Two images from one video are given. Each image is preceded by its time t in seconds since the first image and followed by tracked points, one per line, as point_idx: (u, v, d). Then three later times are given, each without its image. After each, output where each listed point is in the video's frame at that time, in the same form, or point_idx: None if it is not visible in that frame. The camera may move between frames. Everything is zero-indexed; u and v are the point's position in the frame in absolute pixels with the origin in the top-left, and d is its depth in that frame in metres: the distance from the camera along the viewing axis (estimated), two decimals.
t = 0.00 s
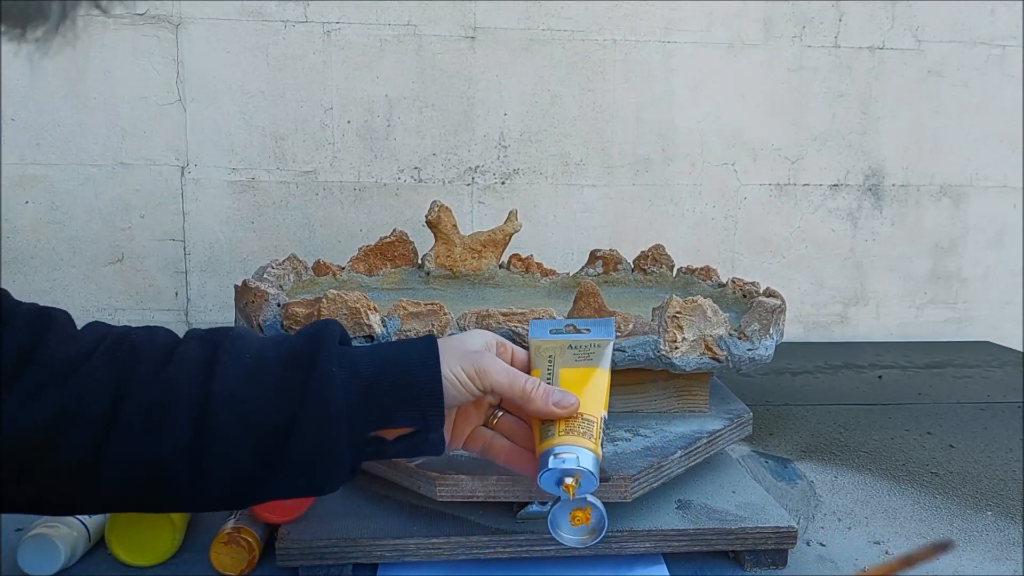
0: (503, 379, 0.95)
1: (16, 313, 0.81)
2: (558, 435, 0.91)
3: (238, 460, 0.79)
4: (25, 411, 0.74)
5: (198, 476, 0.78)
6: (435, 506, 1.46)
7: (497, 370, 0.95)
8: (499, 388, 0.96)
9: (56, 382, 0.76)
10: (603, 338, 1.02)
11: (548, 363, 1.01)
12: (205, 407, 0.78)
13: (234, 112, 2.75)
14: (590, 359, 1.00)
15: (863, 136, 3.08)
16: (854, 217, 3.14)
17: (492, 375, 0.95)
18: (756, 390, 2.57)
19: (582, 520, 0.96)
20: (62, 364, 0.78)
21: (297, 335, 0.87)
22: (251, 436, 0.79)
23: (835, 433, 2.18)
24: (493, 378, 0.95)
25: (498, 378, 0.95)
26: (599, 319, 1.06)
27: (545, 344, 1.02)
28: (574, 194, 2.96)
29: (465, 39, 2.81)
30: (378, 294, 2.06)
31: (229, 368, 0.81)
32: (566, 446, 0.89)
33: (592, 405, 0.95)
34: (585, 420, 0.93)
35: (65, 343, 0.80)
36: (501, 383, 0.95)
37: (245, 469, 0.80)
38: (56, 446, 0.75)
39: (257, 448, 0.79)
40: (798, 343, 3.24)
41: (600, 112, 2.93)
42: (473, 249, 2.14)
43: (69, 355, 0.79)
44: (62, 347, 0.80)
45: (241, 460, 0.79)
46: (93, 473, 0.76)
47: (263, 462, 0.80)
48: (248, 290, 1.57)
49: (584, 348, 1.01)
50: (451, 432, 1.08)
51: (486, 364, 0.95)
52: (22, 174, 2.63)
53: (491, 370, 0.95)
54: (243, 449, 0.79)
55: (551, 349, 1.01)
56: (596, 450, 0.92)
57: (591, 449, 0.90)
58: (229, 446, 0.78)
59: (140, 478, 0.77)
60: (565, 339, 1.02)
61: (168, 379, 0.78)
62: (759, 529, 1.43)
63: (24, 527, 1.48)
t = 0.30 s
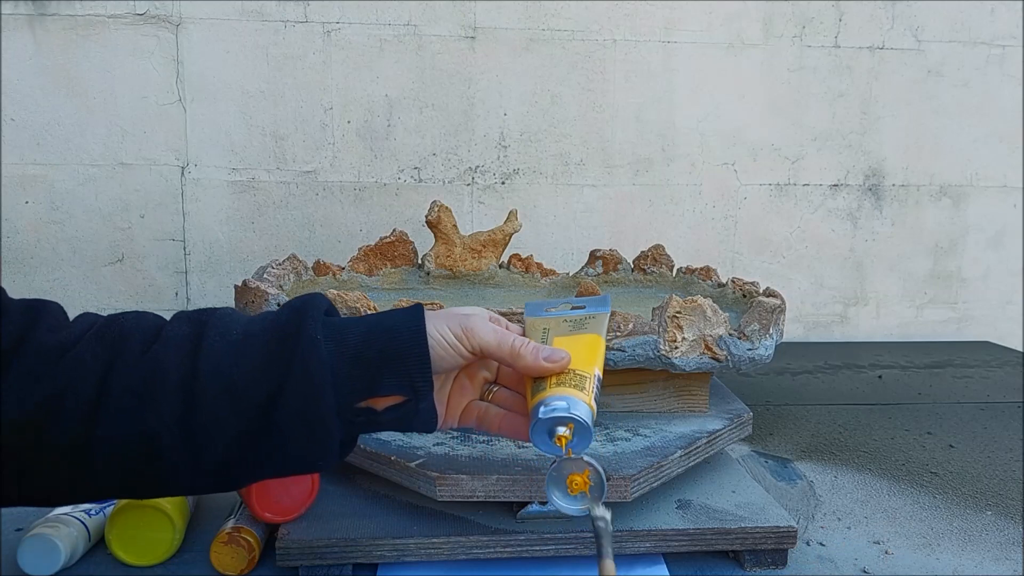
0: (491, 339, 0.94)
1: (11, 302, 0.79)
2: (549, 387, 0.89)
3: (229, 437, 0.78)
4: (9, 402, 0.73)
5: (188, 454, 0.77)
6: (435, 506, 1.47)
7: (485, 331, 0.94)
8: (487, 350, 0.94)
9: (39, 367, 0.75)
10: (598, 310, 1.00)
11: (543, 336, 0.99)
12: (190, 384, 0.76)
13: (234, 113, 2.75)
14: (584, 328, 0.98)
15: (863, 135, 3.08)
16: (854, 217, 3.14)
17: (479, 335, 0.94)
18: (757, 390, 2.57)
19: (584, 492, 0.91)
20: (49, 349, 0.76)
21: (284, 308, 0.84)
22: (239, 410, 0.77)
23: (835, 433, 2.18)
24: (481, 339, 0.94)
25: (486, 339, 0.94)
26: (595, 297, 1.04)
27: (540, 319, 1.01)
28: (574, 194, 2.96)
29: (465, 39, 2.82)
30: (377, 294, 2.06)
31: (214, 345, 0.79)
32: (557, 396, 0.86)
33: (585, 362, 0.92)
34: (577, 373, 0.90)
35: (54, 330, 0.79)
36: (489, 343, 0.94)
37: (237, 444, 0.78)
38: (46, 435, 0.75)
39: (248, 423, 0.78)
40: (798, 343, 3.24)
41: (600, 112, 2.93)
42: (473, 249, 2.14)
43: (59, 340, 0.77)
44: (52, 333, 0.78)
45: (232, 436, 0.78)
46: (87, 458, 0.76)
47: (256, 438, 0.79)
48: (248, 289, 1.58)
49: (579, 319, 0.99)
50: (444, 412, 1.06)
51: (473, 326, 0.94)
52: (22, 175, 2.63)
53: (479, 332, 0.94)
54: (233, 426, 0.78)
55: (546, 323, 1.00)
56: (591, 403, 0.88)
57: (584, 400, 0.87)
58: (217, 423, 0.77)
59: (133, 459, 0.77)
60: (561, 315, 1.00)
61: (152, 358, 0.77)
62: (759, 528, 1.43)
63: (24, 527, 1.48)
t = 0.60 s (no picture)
0: (485, 342, 0.94)
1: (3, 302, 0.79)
2: (544, 392, 0.88)
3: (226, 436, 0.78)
4: (5, 401, 0.73)
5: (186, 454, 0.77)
6: (435, 506, 1.47)
7: (479, 334, 0.94)
8: (481, 354, 0.94)
9: (33, 367, 0.75)
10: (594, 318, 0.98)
11: (539, 343, 0.98)
12: (184, 383, 0.76)
13: (235, 113, 2.75)
14: (581, 336, 0.96)
15: (864, 135, 3.08)
16: (854, 217, 3.14)
17: (473, 339, 0.94)
18: (757, 390, 2.57)
19: (578, 499, 0.92)
20: (43, 348, 0.76)
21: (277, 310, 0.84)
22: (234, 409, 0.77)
23: (835, 433, 2.18)
24: (474, 343, 0.94)
25: (481, 343, 0.94)
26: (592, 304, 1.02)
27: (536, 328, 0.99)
28: (574, 194, 2.96)
29: (465, 39, 2.82)
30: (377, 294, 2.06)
31: (206, 344, 0.79)
32: (552, 399, 0.86)
33: (582, 368, 0.91)
34: (573, 379, 0.89)
35: (47, 331, 0.78)
36: (483, 347, 0.94)
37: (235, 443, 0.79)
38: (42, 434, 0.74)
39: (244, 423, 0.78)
40: (798, 343, 3.24)
41: (600, 112, 2.93)
42: (473, 249, 2.14)
43: (53, 340, 0.77)
44: (45, 333, 0.78)
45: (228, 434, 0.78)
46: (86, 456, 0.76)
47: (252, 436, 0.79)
48: (248, 289, 1.57)
49: (575, 327, 0.97)
50: (438, 418, 1.05)
51: (468, 330, 0.94)
52: (22, 175, 2.63)
53: (473, 336, 0.94)
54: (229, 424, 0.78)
55: (541, 332, 0.98)
56: (586, 407, 0.88)
57: (579, 404, 0.86)
58: (213, 422, 0.77)
59: (130, 459, 0.76)
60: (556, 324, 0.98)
61: (145, 357, 0.77)
62: (759, 529, 1.43)
63: (23, 527, 1.47)
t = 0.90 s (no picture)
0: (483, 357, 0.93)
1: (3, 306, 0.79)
2: (547, 411, 0.88)
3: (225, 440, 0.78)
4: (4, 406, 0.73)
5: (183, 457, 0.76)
6: (436, 506, 1.47)
7: (477, 352, 0.93)
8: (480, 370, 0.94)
9: (31, 370, 0.75)
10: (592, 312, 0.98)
11: (538, 343, 0.98)
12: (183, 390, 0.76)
13: (235, 113, 2.75)
14: (580, 333, 0.96)
15: (864, 135, 3.08)
16: (854, 217, 3.14)
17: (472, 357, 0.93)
18: (757, 390, 2.57)
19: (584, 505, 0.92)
20: (42, 353, 0.76)
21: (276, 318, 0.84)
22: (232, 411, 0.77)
23: (835, 433, 2.18)
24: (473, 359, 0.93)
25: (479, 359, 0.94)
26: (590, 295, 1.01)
27: (534, 323, 0.99)
28: (574, 194, 2.97)
29: (465, 39, 2.82)
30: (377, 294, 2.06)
31: (206, 351, 0.79)
32: (555, 421, 0.86)
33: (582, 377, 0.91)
34: (574, 393, 0.89)
35: (46, 336, 0.78)
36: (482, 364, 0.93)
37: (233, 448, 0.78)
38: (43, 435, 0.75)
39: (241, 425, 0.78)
40: (798, 343, 3.25)
41: (600, 112, 2.93)
42: (473, 249, 2.14)
43: (52, 346, 0.77)
44: (44, 338, 0.78)
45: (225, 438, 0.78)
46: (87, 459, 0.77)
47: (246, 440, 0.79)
48: (248, 290, 1.58)
49: (573, 323, 0.97)
50: (442, 423, 1.06)
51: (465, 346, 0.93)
52: (22, 175, 2.63)
53: (472, 352, 0.93)
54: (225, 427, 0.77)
55: (540, 329, 0.98)
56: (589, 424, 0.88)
57: (582, 423, 0.86)
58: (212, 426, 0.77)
59: (129, 465, 0.76)
60: (554, 319, 0.98)
61: (144, 364, 0.77)
62: (759, 528, 1.43)
63: (24, 527, 1.47)
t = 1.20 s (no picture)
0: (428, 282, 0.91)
1: None
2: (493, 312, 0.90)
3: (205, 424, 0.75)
4: None
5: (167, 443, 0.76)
6: (435, 506, 1.47)
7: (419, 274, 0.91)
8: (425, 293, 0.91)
9: None
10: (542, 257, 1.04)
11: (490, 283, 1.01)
12: (121, 351, 0.74)
13: (235, 113, 2.76)
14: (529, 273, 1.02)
15: (864, 136, 3.08)
16: (854, 217, 3.14)
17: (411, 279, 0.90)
18: (757, 390, 2.57)
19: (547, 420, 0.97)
20: None
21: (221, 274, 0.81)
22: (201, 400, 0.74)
23: (835, 433, 2.18)
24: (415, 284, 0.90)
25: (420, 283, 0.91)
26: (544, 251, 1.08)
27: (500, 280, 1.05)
28: (574, 194, 2.97)
29: (465, 39, 2.83)
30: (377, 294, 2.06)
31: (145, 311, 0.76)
32: (498, 315, 0.89)
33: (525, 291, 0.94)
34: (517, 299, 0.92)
35: None
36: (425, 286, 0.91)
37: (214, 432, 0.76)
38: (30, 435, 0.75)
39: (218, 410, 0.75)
40: (798, 343, 3.24)
41: (601, 112, 2.93)
42: (473, 249, 2.14)
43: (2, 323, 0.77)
44: None
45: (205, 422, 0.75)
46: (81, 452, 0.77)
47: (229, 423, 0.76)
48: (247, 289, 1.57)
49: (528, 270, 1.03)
50: (395, 376, 0.96)
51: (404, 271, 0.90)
52: (22, 175, 2.62)
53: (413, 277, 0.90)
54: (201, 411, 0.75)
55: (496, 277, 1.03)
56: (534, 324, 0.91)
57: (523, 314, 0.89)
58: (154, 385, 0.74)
59: (82, 433, 0.75)
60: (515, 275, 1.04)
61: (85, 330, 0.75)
62: (759, 528, 1.43)
63: (24, 527, 1.47)
